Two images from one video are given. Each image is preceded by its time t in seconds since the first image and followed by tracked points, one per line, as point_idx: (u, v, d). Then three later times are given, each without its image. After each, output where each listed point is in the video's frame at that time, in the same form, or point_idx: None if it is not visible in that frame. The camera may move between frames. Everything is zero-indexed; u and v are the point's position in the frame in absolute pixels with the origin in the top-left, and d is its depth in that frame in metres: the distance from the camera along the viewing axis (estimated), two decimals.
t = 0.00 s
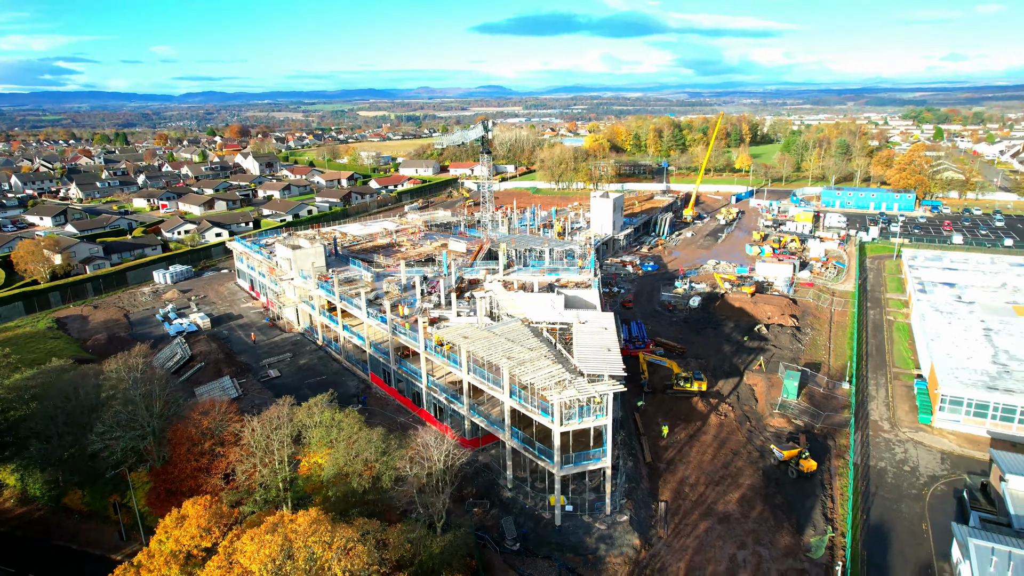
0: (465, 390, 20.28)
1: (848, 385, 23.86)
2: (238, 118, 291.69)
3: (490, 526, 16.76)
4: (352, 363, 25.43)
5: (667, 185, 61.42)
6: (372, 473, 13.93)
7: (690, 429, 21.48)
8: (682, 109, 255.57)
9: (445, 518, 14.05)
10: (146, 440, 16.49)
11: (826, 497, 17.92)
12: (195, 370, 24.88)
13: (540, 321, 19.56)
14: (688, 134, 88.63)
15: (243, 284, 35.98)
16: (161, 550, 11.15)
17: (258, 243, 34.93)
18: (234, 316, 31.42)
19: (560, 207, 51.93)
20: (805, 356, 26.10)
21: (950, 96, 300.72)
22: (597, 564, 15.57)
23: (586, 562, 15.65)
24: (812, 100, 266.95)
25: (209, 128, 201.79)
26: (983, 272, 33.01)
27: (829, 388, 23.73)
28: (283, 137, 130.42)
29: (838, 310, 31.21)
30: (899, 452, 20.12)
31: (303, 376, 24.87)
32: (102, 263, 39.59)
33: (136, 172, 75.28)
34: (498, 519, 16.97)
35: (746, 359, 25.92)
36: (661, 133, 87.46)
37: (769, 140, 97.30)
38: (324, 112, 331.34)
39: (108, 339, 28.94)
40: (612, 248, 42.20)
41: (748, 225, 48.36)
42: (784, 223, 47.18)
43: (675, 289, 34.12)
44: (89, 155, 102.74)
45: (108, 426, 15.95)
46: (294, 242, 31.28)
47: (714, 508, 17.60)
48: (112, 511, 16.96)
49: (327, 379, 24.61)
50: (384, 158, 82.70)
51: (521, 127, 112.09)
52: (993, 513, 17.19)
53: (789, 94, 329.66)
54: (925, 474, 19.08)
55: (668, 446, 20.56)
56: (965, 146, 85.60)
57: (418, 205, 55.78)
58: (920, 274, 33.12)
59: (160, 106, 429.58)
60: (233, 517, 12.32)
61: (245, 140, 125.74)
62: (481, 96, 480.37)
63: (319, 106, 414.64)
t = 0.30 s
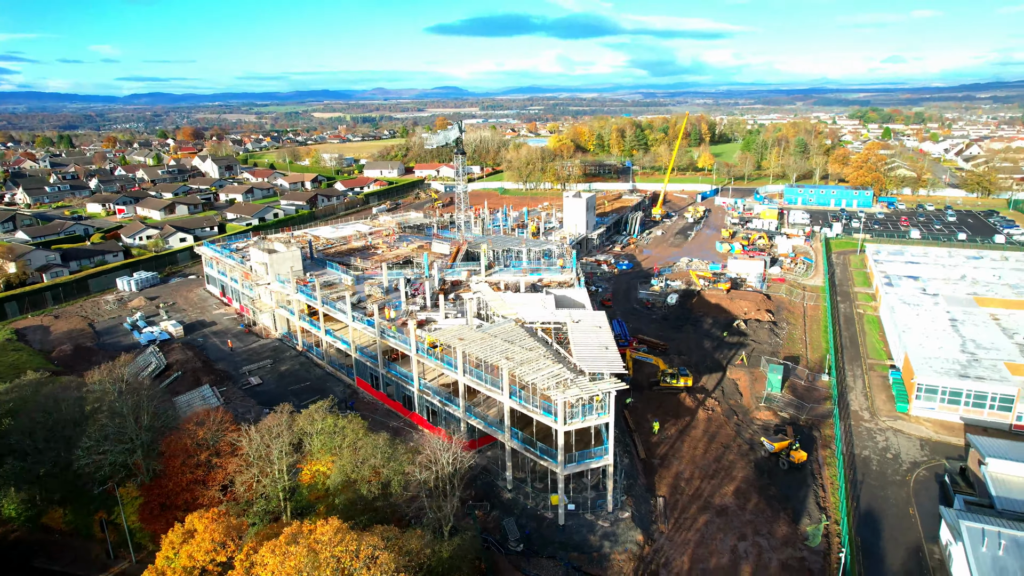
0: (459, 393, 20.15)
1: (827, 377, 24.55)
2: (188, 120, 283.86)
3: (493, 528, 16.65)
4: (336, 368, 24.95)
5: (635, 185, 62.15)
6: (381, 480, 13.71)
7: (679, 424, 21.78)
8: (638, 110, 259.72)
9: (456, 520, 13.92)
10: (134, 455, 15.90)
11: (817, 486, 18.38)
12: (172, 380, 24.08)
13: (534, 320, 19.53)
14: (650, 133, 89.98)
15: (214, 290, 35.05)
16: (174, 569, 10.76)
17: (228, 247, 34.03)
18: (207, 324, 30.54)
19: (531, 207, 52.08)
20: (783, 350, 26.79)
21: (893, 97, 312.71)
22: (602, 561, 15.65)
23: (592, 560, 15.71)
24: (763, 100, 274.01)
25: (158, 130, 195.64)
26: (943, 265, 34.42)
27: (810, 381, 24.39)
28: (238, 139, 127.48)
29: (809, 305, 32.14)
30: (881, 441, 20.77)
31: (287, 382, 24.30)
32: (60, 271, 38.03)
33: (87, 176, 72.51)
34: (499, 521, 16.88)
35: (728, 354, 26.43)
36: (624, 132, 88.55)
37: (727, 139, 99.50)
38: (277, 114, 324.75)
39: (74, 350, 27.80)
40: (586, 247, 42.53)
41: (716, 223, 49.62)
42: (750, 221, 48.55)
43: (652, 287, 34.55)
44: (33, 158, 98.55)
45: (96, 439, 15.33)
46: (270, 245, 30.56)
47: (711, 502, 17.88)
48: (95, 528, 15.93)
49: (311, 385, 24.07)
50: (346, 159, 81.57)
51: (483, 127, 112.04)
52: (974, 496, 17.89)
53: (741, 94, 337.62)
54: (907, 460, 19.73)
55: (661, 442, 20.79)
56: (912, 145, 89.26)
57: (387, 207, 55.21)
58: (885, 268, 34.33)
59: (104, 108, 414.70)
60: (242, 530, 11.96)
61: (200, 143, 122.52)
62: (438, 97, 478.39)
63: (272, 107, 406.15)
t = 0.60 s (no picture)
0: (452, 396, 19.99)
1: (806, 370, 25.24)
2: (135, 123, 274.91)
3: (495, 530, 16.56)
4: (320, 374, 24.45)
5: (602, 184, 62.73)
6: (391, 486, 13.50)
7: (669, 420, 22.06)
8: (596, 110, 262.55)
9: (467, 523, 13.79)
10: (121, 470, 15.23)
11: (808, 476, 18.85)
12: (149, 390, 23.26)
13: (527, 320, 19.55)
14: (613, 134, 91.11)
15: (183, 297, 34.01)
16: None
17: (198, 253, 33.07)
18: (179, 332, 29.62)
19: (501, 206, 52.21)
20: (763, 344, 27.45)
21: (839, 97, 323.40)
22: (607, 558, 15.74)
23: (597, 558, 15.78)
24: (716, 100, 280.26)
25: (104, 132, 188.93)
26: (905, 259, 35.75)
27: (791, 373, 25.03)
28: (192, 142, 124.08)
29: (782, 300, 33.02)
30: (862, 430, 21.42)
31: (270, 389, 23.72)
32: (15, 280, 36.31)
33: (34, 180, 69.48)
34: (501, 522, 16.81)
35: (709, 350, 26.91)
36: (587, 133, 89.42)
37: (687, 138, 101.45)
38: (229, 115, 317.44)
39: (38, 363, 26.59)
40: (559, 246, 42.78)
41: (684, 221, 50.68)
42: (717, 219, 49.73)
43: (629, 285, 34.93)
44: None
45: (84, 454, 14.68)
46: (244, 250, 29.83)
47: (708, 495, 18.17)
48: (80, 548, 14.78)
49: (295, 392, 23.50)
50: (309, 161, 80.38)
51: (446, 129, 111.68)
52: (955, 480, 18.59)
53: (695, 95, 344.40)
54: (889, 447, 20.40)
55: (652, 438, 21.02)
56: (863, 144, 92.62)
57: (355, 209, 54.50)
58: (851, 263, 35.48)
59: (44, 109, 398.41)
60: (256, 542, 11.61)
61: (152, 146, 118.86)
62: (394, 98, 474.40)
63: (223, 108, 396.78)
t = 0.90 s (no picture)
0: (446, 398, 19.81)
1: (786, 363, 25.90)
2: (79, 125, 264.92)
3: (498, 532, 16.48)
4: (303, 380, 23.91)
5: (569, 184, 63.25)
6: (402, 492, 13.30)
7: (658, 416, 22.33)
8: (555, 112, 264.50)
9: (477, 526, 13.69)
10: (111, 485, 14.62)
11: (798, 467, 19.31)
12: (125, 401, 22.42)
13: (520, 320, 19.52)
14: (575, 134, 91.97)
15: (152, 305, 32.86)
16: None
17: (166, 259, 32.06)
18: (150, 341, 28.64)
19: (472, 207, 52.11)
20: (742, 339, 28.09)
21: (788, 98, 332.89)
22: (611, 555, 15.84)
23: (602, 556, 15.85)
24: (671, 101, 285.41)
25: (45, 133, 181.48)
26: (870, 254, 37.01)
27: (771, 368, 25.66)
28: (142, 144, 120.21)
29: (755, 296, 33.81)
30: (845, 420, 22.05)
31: (252, 398, 23.06)
32: None
33: None
34: (503, 524, 16.73)
35: (691, 346, 27.38)
36: (550, 133, 90.02)
37: (647, 138, 103.09)
38: (178, 117, 308.62)
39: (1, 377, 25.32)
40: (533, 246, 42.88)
41: (653, 219, 51.55)
42: (685, 217, 50.80)
43: (606, 284, 35.27)
44: None
45: (75, 470, 14.03)
46: (217, 254, 29.02)
47: (704, 489, 18.45)
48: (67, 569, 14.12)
49: (279, 399, 22.95)
50: (269, 163, 78.82)
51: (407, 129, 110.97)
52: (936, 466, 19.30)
53: (649, 95, 349.87)
54: (871, 436, 21.04)
55: (644, 435, 21.24)
56: (816, 142, 95.64)
57: (323, 212, 53.63)
58: (819, 258, 36.54)
59: None
60: (270, 554, 11.26)
61: (99, 149, 114.70)
62: (349, 99, 468.47)
63: (171, 110, 385.47)
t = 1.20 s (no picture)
0: (441, 401, 19.66)
1: (766, 357, 26.53)
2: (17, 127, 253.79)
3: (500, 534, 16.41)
4: (287, 387, 23.38)
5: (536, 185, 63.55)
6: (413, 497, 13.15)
7: (648, 413, 22.59)
8: (513, 112, 265.12)
9: (488, 529, 13.61)
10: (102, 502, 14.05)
11: (788, 458, 19.78)
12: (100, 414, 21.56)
13: (514, 320, 19.52)
14: (539, 135, 92.46)
15: (119, 314, 31.74)
16: None
17: (133, 265, 31.00)
18: (120, 352, 27.65)
19: (442, 208, 51.85)
20: (721, 335, 28.67)
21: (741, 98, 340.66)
22: (615, 552, 15.94)
23: (607, 552, 15.95)
24: (627, 102, 289.29)
25: None
26: (835, 250, 38.20)
27: (752, 362, 26.25)
28: (90, 147, 115.94)
29: (729, 293, 34.56)
30: (827, 411, 22.68)
31: (235, 406, 22.43)
32: None
33: None
34: (505, 525, 16.66)
35: (673, 343, 27.81)
36: (514, 134, 90.29)
37: (609, 139, 104.32)
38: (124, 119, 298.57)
39: None
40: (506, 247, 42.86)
41: (622, 218, 52.24)
42: (654, 216, 51.71)
43: (583, 283, 35.54)
44: None
45: (65, 488, 13.41)
46: (190, 260, 28.20)
47: (699, 483, 18.73)
48: None
49: (264, 407, 22.38)
50: (228, 166, 77.00)
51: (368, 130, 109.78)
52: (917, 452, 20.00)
53: (605, 96, 353.89)
54: (854, 426, 21.69)
55: (636, 431, 21.46)
56: (772, 140, 98.26)
57: (289, 215, 52.57)
58: (788, 255, 37.57)
59: None
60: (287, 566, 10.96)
61: (44, 152, 110.16)
62: (303, 100, 460.65)
63: (116, 111, 372.46)
